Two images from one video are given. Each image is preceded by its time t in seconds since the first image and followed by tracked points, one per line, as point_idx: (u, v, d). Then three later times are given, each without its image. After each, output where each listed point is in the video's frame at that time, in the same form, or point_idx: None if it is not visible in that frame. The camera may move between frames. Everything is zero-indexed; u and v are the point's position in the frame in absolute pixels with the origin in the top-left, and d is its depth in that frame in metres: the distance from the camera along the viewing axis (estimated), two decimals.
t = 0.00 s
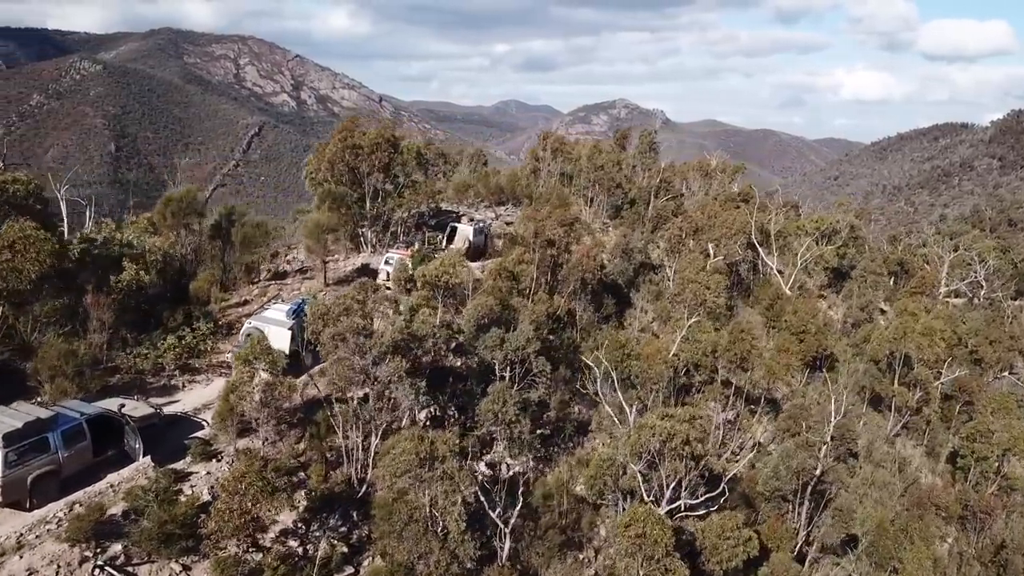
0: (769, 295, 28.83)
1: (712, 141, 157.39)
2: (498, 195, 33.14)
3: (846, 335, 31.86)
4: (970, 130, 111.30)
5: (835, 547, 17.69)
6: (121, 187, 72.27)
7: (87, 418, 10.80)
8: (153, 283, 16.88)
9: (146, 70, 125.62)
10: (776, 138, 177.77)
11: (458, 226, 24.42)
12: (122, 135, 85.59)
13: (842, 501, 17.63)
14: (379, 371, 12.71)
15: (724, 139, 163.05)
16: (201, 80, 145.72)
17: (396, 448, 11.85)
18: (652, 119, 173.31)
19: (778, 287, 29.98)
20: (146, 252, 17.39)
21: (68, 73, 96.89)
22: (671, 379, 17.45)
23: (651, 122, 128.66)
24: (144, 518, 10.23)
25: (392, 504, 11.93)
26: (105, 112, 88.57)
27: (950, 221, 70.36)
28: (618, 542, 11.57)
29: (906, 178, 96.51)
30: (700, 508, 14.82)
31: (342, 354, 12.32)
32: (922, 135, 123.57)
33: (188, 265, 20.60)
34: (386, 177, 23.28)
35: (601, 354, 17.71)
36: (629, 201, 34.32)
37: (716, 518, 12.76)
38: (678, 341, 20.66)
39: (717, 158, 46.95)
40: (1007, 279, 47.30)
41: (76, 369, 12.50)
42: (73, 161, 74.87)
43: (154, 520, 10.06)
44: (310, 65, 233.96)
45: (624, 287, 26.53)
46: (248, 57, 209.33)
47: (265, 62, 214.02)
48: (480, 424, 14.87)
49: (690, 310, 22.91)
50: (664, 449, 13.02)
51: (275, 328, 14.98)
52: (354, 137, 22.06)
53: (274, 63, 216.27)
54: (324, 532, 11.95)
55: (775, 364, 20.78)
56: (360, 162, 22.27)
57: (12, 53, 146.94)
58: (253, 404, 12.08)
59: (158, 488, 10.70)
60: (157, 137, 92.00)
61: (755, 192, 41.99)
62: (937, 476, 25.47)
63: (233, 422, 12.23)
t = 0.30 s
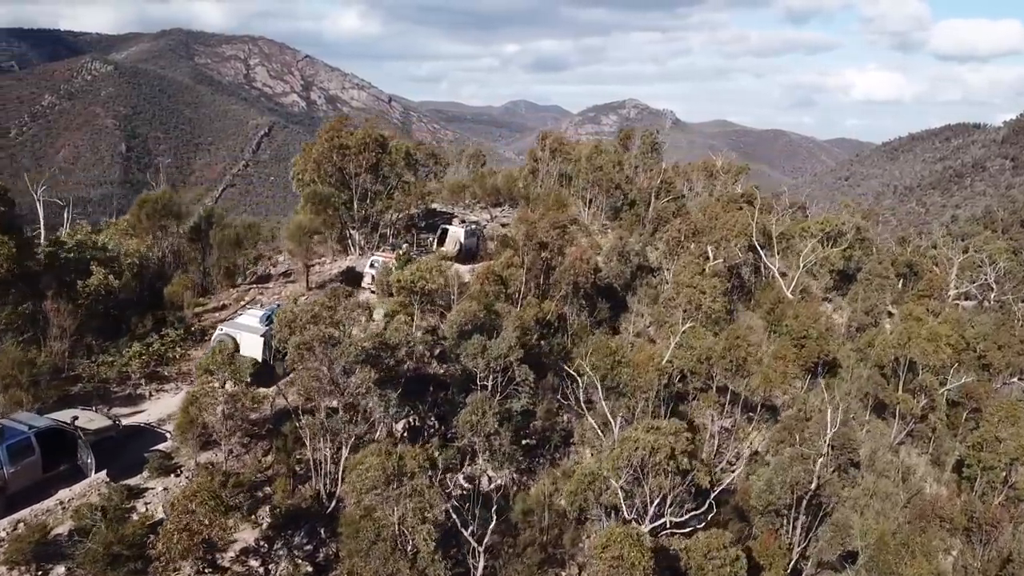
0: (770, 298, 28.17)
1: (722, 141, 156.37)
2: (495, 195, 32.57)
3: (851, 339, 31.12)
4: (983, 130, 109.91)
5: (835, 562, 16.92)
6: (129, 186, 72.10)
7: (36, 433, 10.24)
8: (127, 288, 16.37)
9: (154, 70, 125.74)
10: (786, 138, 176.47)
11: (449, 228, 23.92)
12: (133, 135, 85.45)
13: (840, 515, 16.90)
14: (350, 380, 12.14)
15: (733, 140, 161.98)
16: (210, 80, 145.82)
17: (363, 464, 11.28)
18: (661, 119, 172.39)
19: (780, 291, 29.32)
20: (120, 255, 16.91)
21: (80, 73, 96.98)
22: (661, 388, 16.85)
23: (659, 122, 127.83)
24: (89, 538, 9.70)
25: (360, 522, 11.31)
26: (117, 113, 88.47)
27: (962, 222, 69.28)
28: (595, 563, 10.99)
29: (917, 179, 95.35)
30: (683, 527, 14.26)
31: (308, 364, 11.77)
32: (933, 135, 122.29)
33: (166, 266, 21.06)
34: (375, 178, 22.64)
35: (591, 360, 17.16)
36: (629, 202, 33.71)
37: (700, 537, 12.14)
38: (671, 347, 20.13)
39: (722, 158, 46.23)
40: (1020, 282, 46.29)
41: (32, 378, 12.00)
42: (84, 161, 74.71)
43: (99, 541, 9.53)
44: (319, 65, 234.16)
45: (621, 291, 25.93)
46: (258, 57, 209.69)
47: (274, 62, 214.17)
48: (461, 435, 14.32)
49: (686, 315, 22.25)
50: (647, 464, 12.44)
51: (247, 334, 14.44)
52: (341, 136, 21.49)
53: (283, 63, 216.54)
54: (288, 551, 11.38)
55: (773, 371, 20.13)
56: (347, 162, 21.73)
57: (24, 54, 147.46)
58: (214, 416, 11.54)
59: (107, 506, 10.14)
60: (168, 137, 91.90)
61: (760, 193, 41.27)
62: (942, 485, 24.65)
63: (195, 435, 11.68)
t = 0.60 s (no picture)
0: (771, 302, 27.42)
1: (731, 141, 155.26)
2: (492, 196, 32.03)
3: (855, 344, 30.37)
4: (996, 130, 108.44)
5: None
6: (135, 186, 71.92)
7: None
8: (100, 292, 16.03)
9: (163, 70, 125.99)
10: (795, 138, 175.03)
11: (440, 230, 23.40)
12: (143, 134, 85.22)
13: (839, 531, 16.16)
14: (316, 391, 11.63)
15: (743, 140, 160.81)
16: (219, 80, 145.99)
17: (324, 482, 10.65)
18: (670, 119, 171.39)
19: (781, 295, 28.64)
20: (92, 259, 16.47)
21: (88, 73, 97.11)
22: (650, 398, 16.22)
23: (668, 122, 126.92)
24: (26, 562, 9.14)
25: (322, 543, 10.65)
26: (128, 112, 88.27)
27: (974, 223, 68.13)
28: None
29: (928, 179, 94.13)
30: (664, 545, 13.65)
31: (269, 375, 11.25)
32: (945, 135, 120.81)
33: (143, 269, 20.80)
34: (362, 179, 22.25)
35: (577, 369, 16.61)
36: (628, 203, 33.08)
37: (683, 559, 11.49)
38: (664, 355, 19.52)
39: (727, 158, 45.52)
40: None
41: None
42: (94, 161, 74.58)
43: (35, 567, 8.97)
44: (328, 66, 234.42)
45: (617, 294, 25.32)
46: (268, 57, 210.05)
47: (284, 62, 214.42)
48: (437, 448, 13.68)
49: (681, 320, 21.55)
50: (627, 482, 11.82)
51: (215, 341, 13.90)
52: (326, 135, 20.98)
53: (292, 64, 216.83)
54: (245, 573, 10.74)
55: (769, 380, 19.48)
56: (332, 163, 21.22)
57: (36, 54, 147.94)
58: (169, 430, 10.98)
59: (48, 527, 9.57)
60: (177, 137, 91.70)
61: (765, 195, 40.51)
62: (947, 495, 23.55)
63: (149, 450, 11.11)
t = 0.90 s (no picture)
0: (772, 307, 26.66)
1: (741, 141, 154.03)
2: (488, 198, 31.46)
3: (860, 349, 29.56)
4: (1010, 130, 106.91)
5: None
6: (140, 185, 71.66)
7: None
8: (70, 299, 15.73)
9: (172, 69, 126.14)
10: (805, 138, 173.63)
11: (429, 231, 22.85)
12: (154, 133, 85.15)
13: (838, 550, 15.37)
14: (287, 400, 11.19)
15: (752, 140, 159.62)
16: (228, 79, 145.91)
17: (283, 503, 10.01)
18: (680, 119, 170.30)
19: (782, 299, 27.94)
20: (60, 263, 15.96)
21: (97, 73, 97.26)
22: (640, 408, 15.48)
23: (677, 122, 125.98)
24: None
25: (280, 565, 9.99)
26: (139, 112, 88.25)
27: (988, 224, 66.92)
28: None
29: (941, 179, 92.82)
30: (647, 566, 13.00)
31: (226, 389, 10.62)
32: (957, 136, 119.38)
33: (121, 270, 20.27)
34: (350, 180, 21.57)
35: (567, 378, 15.99)
36: (628, 205, 32.48)
37: None
38: (658, 362, 18.83)
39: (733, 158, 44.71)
40: None
41: None
42: (106, 160, 74.68)
43: None
44: (338, 66, 234.38)
45: (613, 298, 24.67)
46: (277, 57, 210.37)
47: (293, 62, 214.63)
48: (411, 462, 13.05)
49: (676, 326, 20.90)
50: (607, 501, 11.17)
51: (179, 348, 13.41)
52: (313, 135, 20.24)
53: (303, 64, 217.20)
54: None
55: (765, 389, 18.79)
56: (319, 165, 20.55)
57: (48, 55, 148.63)
58: (119, 447, 10.36)
59: None
60: (186, 137, 91.59)
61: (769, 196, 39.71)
62: (954, 508, 22.82)
63: (97, 468, 10.49)
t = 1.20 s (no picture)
0: (775, 312, 25.87)
1: (752, 141, 152.74)
2: (485, 200, 30.88)
3: (866, 355, 28.72)
4: None
5: None
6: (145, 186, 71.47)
7: None
8: (36, 309, 15.33)
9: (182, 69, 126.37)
10: (817, 138, 172.07)
11: (420, 233, 22.26)
12: (167, 133, 85.23)
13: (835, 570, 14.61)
14: (247, 413, 10.61)
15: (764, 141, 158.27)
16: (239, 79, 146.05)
17: (235, 526, 9.35)
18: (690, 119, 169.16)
19: (785, 304, 27.19)
20: (28, 268, 15.50)
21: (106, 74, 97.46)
22: (628, 421, 14.75)
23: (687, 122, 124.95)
24: None
25: None
26: (149, 112, 88.30)
27: (1003, 226, 65.64)
28: None
29: (955, 180, 91.42)
30: None
31: (179, 403, 9.99)
32: (971, 137, 117.81)
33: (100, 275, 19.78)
34: (336, 181, 21.13)
35: (558, 388, 15.30)
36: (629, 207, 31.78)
37: None
38: (653, 370, 18.19)
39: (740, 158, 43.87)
40: None
41: None
42: (120, 160, 74.83)
43: None
44: (349, 66, 234.54)
45: (608, 303, 23.98)
46: (288, 58, 210.70)
47: (304, 62, 214.92)
48: (383, 479, 12.39)
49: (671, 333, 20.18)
50: (585, 523, 10.51)
51: (142, 359, 12.95)
52: (297, 135, 19.88)
53: (314, 65, 217.50)
54: None
55: (762, 400, 18.02)
56: (302, 166, 20.06)
57: (62, 56, 149.50)
58: (64, 465, 9.75)
59: None
60: (196, 136, 91.49)
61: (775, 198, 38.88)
62: (962, 521, 21.92)
63: (41, 486, 9.86)
